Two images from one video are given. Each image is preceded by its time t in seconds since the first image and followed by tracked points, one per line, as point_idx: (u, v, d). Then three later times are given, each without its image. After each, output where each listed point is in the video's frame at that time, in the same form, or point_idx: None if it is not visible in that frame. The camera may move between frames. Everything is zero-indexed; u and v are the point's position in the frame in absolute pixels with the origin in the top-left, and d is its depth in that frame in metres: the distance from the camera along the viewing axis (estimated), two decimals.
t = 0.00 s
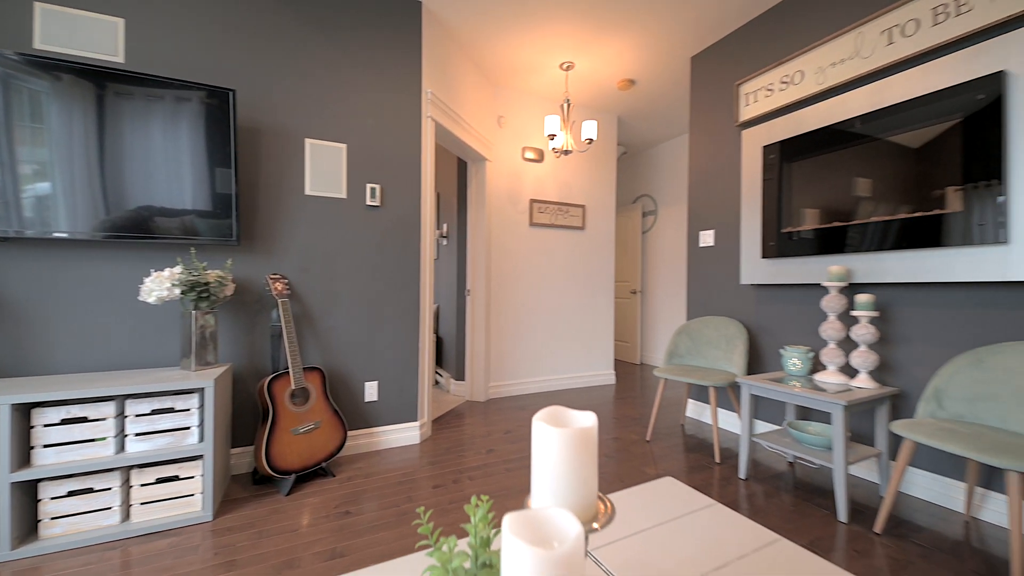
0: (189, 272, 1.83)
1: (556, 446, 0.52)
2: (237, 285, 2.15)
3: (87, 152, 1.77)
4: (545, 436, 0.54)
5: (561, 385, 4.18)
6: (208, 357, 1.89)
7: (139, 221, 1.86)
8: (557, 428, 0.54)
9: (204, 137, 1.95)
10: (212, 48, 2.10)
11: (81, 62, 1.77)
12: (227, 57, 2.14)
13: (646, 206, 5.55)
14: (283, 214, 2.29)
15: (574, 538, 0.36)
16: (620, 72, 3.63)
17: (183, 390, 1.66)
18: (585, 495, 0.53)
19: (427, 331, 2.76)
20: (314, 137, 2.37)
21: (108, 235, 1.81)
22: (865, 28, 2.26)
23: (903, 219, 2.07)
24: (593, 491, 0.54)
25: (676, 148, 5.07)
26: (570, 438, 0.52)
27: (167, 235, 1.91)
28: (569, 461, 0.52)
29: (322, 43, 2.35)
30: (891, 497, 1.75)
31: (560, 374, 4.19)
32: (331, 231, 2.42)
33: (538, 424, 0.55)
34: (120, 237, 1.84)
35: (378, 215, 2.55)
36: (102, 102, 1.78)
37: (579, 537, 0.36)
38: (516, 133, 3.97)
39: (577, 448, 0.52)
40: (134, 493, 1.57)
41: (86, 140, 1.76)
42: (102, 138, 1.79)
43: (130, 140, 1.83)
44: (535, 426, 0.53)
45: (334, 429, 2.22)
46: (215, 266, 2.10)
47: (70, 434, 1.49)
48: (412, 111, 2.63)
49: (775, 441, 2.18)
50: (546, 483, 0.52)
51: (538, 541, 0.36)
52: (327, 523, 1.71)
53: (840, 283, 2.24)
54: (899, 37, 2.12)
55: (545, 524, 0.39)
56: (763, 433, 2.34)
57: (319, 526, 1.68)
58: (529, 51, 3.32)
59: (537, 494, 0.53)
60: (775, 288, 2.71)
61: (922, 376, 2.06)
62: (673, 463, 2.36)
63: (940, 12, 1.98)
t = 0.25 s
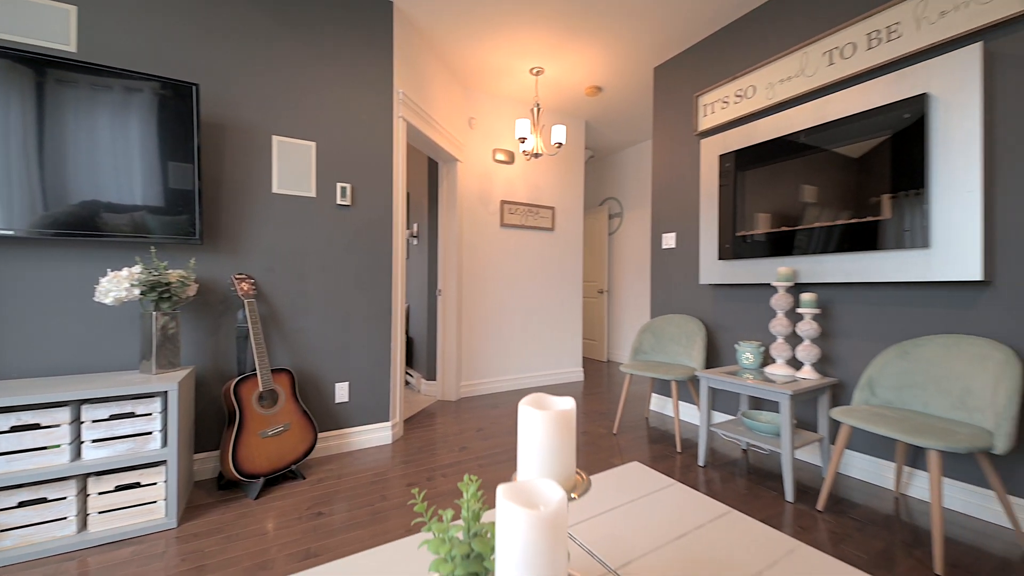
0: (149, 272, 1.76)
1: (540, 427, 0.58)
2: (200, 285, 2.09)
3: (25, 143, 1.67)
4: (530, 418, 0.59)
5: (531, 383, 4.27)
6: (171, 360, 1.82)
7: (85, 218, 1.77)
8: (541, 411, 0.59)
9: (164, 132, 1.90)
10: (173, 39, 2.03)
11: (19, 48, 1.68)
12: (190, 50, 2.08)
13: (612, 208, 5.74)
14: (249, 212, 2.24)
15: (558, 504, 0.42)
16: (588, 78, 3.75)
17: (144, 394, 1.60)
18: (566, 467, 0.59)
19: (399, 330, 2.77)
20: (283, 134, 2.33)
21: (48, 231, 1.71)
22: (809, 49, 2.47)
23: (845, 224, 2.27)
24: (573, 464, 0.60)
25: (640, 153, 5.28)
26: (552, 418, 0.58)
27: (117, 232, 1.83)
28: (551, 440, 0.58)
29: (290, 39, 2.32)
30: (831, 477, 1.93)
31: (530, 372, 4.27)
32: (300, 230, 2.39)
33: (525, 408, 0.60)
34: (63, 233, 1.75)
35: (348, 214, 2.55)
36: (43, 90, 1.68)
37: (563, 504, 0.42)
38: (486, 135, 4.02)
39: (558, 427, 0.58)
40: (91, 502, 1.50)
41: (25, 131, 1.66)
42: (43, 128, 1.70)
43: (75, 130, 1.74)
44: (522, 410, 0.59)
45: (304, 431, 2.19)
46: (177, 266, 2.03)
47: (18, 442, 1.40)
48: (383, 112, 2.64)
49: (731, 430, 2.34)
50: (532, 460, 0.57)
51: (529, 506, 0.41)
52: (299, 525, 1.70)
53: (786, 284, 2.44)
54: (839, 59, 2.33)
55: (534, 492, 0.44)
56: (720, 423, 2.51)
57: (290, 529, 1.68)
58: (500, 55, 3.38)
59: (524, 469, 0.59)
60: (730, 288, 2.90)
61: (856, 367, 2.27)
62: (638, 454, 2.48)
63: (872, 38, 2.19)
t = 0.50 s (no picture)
0: (107, 270, 1.69)
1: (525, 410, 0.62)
2: (162, 285, 2.02)
3: None
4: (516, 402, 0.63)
5: (503, 381, 4.34)
6: (132, 362, 1.76)
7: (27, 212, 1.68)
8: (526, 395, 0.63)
9: (119, 125, 1.83)
10: (134, 30, 1.97)
11: None
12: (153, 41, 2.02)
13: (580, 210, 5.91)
14: (215, 209, 2.18)
15: (548, 475, 0.46)
16: (559, 84, 3.86)
17: (105, 397, 1.54)
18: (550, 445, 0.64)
19: (371, 329, 2.78)
20: (251, 131, 2.29)
21: None
22: (762, 66, 2.66)
23: (795, 228, 2.45)
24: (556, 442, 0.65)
25: (607, 157, 5.47)
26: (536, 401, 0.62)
27: (60, 228, 1.74)
28: (538, 420, 0.63)
29: (259, 34, 2.29)
30: (781, 461, 2.10)
31: (502, 370, 4.34)
32: (269, 228, 2.35)
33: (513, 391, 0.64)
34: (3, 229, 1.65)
35: (319, 212, 2.53)
36: None
37: (552, 473, 0.47)
38: (459, 135, 4.05)
39: (542, 410, 0.62)
40: (46, 511, 1.43)
41: None
42: None
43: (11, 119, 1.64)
44: (510, 393, 0.62)
45: (274, 432, 2.16)
46: (137, 264, 1.96)
47: None
48: (355, 110, 2.65)
49: (692, 420, 2.49)
50: (519, 440, 0.62)
51: (521, 475, 0.46)
52: (271, 527, 1.69)
53: (742, 282, 2.61)
54: (789, 76, 2.52)
55: (523, 465, 0.49)
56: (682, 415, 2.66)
57: (263, 530, 1.66)
58: (473, 57, 3.42)
59: (512, 447, 0.63)
60: (691, 287, 3.07)
61: (801, 360, 2.48)
62: (606, 446, 2.59)
63: (818, 58, 2.39)
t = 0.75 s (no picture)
0: (63, 267, 1.61)
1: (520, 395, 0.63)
2: (121, 284, 1.93)
3: None
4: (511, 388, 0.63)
5: (476, 380, 4.37)
6: (92, 365, 1.68)
7: None
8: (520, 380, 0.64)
9: (62, 118, 1.73)
10: (91, 16, 1.88)
11: None
12: (111, 29, 1.93)
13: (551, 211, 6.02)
14: (179, 205, 2.11)
15: (537, 453, 0.51)
16: (531, 87, 3.94)
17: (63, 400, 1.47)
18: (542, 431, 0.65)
19: (343, 329, 2.75)
20: (219, 125, 2.23)
21: None
22: (722, 79, 2.83)
23: (751, 232, 2.62)
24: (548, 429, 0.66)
25: (577, 160, 5.61)
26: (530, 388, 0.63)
27: None
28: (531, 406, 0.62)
29: (226, 26, 2.24)
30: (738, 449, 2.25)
31: (474, 369, 4.37)
32: (237, 226, 2.29)
33: (506, 378, 0.64)
34: None
35: (290, 210, 2.48)
36: None
37: (543, 453, 0.51)
38: (431, 135, 4.05)
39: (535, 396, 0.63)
40: None
41: None
42: None
43: None
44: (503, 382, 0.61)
45: (243, 435, 2.11)
46: (94, 262, 1.87)
47: None
48: (327, 107, 2.62)
49: (657, 413, 2.62)
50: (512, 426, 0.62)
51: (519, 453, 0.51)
52: (243, 531, 1.66)
53: (703, 282, 2.77)
54: (746, 89, 2.70)
55: (520, 443, 0.54)
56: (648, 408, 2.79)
57: (234, 534, 1.63)
58: (446, 58, 3.44)
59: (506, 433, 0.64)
60: (656, 287, 3.22)
61: (756, 354, 2.66)
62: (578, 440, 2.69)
63: (772, 74, 2.58)
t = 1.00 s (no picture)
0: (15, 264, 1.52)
1: (517, 383, 0.67)
2: (78, 283, 1.84)
3: None
4: (508, 376, 0.68)
5: (449, 379, 4.37)
6: (48, 368, 1.60)
7: None
8: (517, 369, 0.68)
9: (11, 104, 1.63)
10: None
11: None
12: (67, 12, 1.84)
13: (523, 212, 6.10)
14: (141, 200, 2.02)
15: (536, 435, 0.56)
16: (504, 90, 3.99)
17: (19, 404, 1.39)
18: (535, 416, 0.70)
19: (315, 328, 2.70)
20: (185, 118, 2.15)
21: None
22: (687, 89, 2.99)
23: (712, 233, 2.80)
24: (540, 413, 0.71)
25: (549, 162, 5.71)
26: (526, 376, 0.67)
27: None
28: (525, 395, 0.67)
29: (193, 17, 2.16)
30: (702, 438, 2.39)
31: (447, 369, 4.37)
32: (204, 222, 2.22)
33: (503, 369, 0.69)
34: None
35: (260, 207, 2.42)
36: None
37: (539, 435, 0.56)
38: (404, 133, 4.02)
39: (530, 384, 0.67)
40: None
41: None
42: None
43: None
44: (500, 372, 0.66)
45: (211, 438, 2.04)
46: (48, 260, 1.77)
47: None
48: (299, 103, 2.57)
49: (627, 407, 2.74)
50: (506, 414, 0.67)
51: (520, 439, 0.55)
52: (214, 535, 1.62)
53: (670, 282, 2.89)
54: (709, 100, 2.87)
55: (519, 430, 0.58)
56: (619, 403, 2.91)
57: (206, 539, 1.59)
58: (421, 57, 3.44)
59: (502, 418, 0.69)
60: (625, 286, 3.35)
61: (717, 350, 2.83)
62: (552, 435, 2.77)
63: (732, 87, 2.75)
